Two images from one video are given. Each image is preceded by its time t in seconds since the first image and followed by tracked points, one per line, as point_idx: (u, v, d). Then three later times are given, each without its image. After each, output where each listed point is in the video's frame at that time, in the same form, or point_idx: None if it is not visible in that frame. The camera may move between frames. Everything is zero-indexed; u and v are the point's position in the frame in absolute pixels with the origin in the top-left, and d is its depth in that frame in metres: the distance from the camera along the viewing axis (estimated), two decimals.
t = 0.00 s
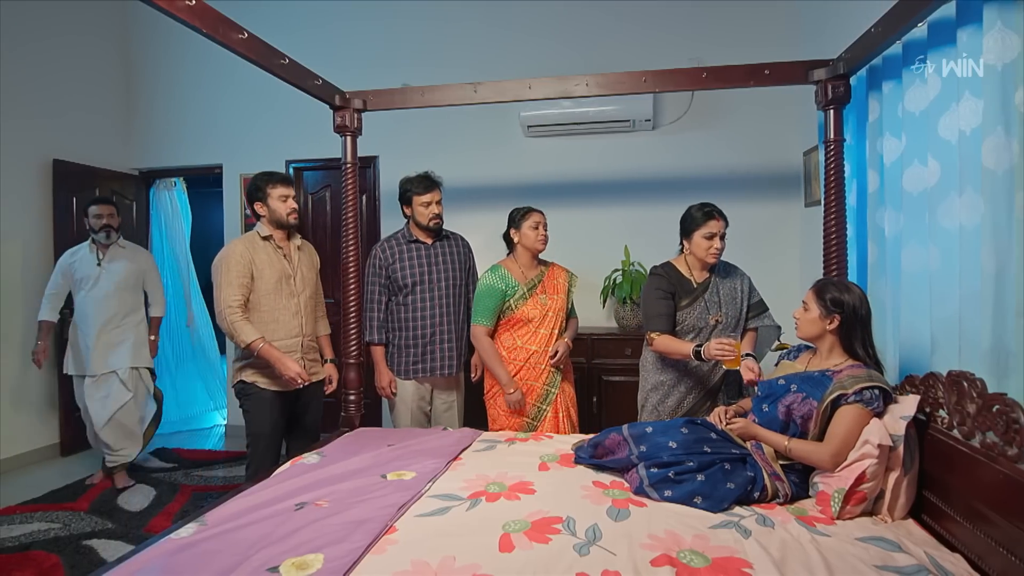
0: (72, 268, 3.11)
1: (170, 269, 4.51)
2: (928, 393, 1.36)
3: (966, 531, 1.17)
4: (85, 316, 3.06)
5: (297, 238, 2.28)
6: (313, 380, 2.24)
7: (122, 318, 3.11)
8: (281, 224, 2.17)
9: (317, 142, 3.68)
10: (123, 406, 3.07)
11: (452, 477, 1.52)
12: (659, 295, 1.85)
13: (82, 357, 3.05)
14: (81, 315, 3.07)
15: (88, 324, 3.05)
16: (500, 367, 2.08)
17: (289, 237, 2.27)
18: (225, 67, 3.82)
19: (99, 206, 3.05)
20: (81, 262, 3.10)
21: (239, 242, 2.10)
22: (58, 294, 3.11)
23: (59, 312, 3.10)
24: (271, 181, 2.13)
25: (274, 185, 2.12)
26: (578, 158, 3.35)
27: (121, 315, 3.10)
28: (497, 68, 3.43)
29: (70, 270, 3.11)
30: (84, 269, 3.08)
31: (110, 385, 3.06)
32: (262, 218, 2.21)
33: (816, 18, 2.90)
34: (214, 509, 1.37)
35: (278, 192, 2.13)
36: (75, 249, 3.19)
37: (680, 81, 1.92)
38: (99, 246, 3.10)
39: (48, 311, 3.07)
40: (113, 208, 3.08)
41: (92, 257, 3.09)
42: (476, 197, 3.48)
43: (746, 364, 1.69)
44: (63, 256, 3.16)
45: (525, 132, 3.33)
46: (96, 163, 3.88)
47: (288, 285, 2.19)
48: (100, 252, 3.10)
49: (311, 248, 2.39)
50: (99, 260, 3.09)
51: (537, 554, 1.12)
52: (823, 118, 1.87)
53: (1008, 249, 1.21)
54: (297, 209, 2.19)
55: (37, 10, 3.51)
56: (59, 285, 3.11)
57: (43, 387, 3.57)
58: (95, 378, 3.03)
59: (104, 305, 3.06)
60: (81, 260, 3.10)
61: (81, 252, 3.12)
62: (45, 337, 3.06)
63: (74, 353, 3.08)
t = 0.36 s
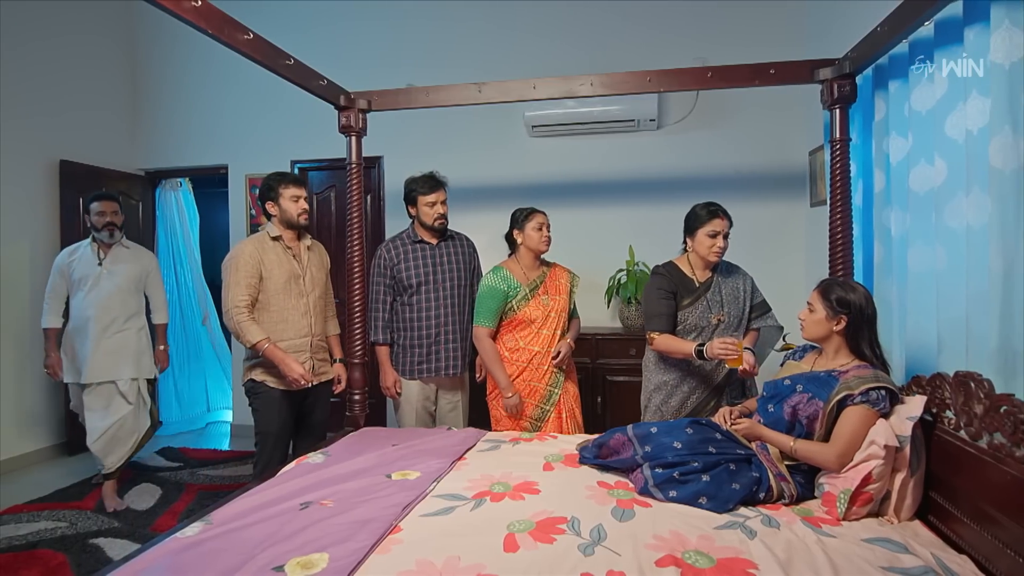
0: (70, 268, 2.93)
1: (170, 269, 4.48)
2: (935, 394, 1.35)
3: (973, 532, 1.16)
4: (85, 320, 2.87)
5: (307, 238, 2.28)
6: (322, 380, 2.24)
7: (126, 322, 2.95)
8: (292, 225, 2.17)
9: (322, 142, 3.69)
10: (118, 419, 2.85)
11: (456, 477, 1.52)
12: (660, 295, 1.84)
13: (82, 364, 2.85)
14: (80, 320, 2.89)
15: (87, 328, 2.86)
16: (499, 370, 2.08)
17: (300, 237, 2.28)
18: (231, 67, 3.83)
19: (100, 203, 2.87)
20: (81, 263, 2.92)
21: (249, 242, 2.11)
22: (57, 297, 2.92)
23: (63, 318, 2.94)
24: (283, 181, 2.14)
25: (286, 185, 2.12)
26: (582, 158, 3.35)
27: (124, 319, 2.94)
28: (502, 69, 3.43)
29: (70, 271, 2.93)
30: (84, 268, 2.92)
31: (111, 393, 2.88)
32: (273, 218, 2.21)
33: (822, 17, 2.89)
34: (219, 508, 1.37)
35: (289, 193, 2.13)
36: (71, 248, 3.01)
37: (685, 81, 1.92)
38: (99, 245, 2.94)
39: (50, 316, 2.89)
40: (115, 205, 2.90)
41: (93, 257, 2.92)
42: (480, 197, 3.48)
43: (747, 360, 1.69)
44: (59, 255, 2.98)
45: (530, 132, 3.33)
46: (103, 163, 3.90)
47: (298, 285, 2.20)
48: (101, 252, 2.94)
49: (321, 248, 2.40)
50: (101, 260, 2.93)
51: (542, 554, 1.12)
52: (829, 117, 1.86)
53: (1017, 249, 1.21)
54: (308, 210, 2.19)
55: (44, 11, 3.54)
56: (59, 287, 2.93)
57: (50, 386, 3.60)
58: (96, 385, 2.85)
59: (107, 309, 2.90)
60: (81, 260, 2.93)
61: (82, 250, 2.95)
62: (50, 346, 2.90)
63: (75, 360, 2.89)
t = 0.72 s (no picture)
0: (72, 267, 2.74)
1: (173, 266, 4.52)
2: (940, 394, 1.34)
3: (979, 533, 1.16)
4: (92, 320, 2.71)
5: (313, 238, 2.29)
6: (327, 380, 2.25)
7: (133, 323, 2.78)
8: (299, 225, 2.18)
9: (325, 143, 3.70)
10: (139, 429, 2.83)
11: (460, 477, 1.52)
12: (660, 294, 1.85)
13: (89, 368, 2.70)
14: (85, 319, 2.72)
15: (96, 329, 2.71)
16: (501, 369, 2.09)
17: (307, 237, 2.29)
18: (235, 68, 3.84)
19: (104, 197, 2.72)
20: (84, 260, 2.74)
21: (256, 242, 2.12)
22: (57, 296, 2.75)
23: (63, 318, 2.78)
24: (291, 182, 2.14)
25: (295, 186, 2.13)
26: (585, 158, 3.35)
27: (134, 319, 2.80)
28: (505, 69, 3.44)
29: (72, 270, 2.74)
30: (89, 266, 2.73)
31: (126, 401, 2.77)
32: (280, 218, 2.22)
33: (826, 18, 2.89)
34: (223, 508, 1.37)
35: (297, 193, 2.14)
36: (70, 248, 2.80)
37: (689, 81, 1.91)
38: (104, 240, 2.76)
39: (50, 317, 2.73)
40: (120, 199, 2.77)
41: (97, 253, 2.74)
42: (484, 197, 3.48)
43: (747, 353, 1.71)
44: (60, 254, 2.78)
45: (533, 132, 3.32)
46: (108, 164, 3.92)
47: (304, 285, 2.20)
48: (106, 249, 2.77)
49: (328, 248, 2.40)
50: (105, 257, 2.75)
51: (545, 554, 1.12)
52: (833, 117, 1.86)
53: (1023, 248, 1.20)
54: (315, 210, 2.20)
55: (49, 13, 3.55)
56: (57, 286, 2.74)
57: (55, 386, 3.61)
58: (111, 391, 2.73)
59: (115, 308, 2.74)
60: (84, 258, 2.74)
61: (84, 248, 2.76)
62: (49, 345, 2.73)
63: (76, 361, 2.70)
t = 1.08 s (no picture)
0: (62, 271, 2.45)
1: (175, 266, 4.52)
2: (945, 395, 1.34)
3: (983, 535, 1.15)
4: (93, 328, 2.46)
5: (319, 238, 2.29)
6: (332, 380, 2.25)
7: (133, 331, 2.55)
8: (303, 225, 2.18)
9: (329, 143, 3.70)
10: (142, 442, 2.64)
11: (463, 477, 1.52)
12: (659, 293, 1.85)
13: (90, 382, 2.46)
14: (84, 328, 2.46)
15: (96, 338, 2.47)
16: (507, 369, 2.09)
17: (312, 237, 2.29)
18: (239, 68, 3.85)
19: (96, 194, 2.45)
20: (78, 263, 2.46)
21: (261, 242, 2.13)
22: (49, 305, 2.47)
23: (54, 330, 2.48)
24: (297, 182, 2.14)
25: (300, 186, 2.13)
26: (589, 158, 3.35)
27: (136, 326, 2.56)
28: (508, 69, 3.44)
29: (65, 274, 2.45)
30: (83, 270, 2.46)
31: (126, 415, 2.55)
32: (285, 218, 2.23)
33: (830, 18, 2.88)
34: (227, 507, 1.38)
35: (303, 193, 2.14)
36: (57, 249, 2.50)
37: (692, 80, 1.91)
38: (98, 240, 2.50)
39: (42, 328, 2.44)
40: (113, 195, 2.52)
41: (92, 255, 2.48)
42: (487, 197, 3.48)
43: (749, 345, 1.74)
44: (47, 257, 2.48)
45: (536, 132, 3.32)
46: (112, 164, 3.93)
47: (309, 285, 2.21)
48: (102, 249, 2.51)
49: (333, 248, 2.40)
50: (102, 259, 2.50)
51: (549, 554, 1.12)
52: (837, 117, 1.85)
53: None
54: (320, 211, 2.20)
55: (54, 14, 3.57)
56: (46, 293, 2.46)
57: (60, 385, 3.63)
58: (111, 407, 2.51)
59: (117, 314, 2.51)
60: (76, 261, 2.46)
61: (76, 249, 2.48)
62: (42, 358, 2.43)
63: (78, 374, 2.45)
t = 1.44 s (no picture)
0: (53, 267, 2.30)
1: (176, 265, 4.50)
2: (948, 395, 1.33)
3: (987, 535, 1.15)
4: (88, 330, 2.31)
5: (322, 238, 2.29)
6: (334, 380, 2.25)
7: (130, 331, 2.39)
8: (306, 225, 2.19)
9: (332, 143, 3.70)
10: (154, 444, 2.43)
11: (465, 477, 1.52)
12: (655, 293, 1.86)
13: (83, 386, 2.29)
14: (77, 328, 2.31)
15: (91, 339, 2.31)
16: (514, 368, 2.10)
17: (315, 237, 2.29)
18: (242, 68, 3.85)
19: (92, 185, 2.31)
20: (74, 257, 2.31)
21: (264, 242, 2.13)
22: (38, 303, 2.31)
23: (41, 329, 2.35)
24: (301, 182, 2.15)
25: (304, 186, 2.13)
26: (591, 158, 3.35)
27: (135, 327, 2.41)
28: (510, 69, 3.44)
29: (58, 269, 2.30)
30: (78, 266, 2.31)
31: (133, 413, 2.36)
32: (288, 218, 2.23)
33: (832, 18, 2.87)
34: (230, 507, 1.38)
35: (306, 194, 2.15)
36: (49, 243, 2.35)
37: (694, 80, 1.91)
38: (93, 234, 2.35)
39: (29, 328, 2.29)
40: (110, 186, 2.38)
41: (89, 250, 2.34)
42: (489, 197, 3.48)
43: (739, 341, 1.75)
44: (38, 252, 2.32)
45: (538, 132, 3.32)
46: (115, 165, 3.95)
47: (312, 285, 2.21)
48: (98, 244, 2.36)
49: (335, 248, 2.40)
50: (99, 255, 2.35)
51: (551, 554, 1.12)
52: (840, 117, 1.85)
53: None
54: (323, 211, 2.20)
55: (58, 16, 3.59)
56: (36, 290, 2.30)
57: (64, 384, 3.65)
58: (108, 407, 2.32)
59: (114, 314, 2.35)
60: (71, 255, 2.31)
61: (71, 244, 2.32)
62: (29, 360, 2.28)
63: (70, 379, 2.30)
